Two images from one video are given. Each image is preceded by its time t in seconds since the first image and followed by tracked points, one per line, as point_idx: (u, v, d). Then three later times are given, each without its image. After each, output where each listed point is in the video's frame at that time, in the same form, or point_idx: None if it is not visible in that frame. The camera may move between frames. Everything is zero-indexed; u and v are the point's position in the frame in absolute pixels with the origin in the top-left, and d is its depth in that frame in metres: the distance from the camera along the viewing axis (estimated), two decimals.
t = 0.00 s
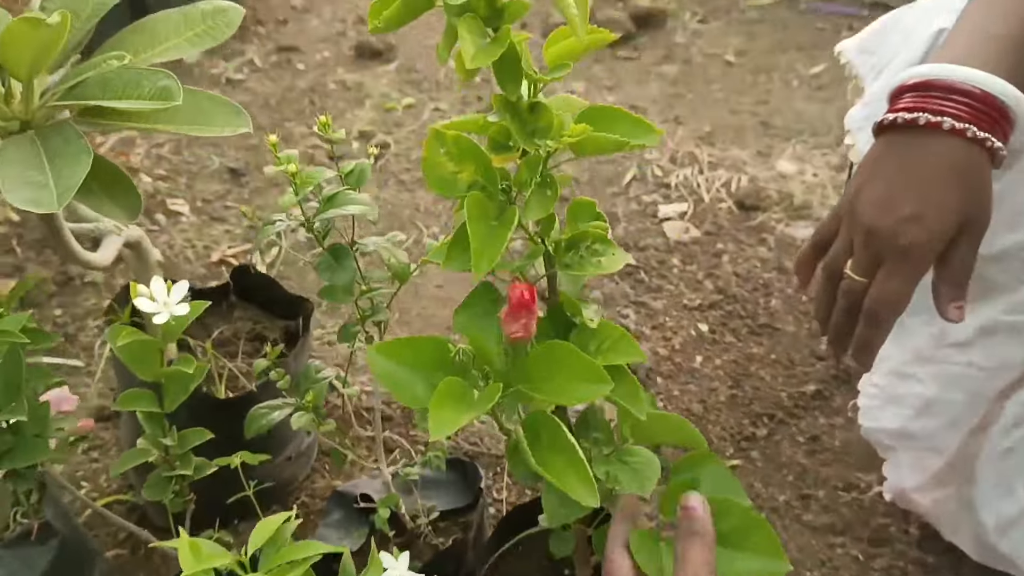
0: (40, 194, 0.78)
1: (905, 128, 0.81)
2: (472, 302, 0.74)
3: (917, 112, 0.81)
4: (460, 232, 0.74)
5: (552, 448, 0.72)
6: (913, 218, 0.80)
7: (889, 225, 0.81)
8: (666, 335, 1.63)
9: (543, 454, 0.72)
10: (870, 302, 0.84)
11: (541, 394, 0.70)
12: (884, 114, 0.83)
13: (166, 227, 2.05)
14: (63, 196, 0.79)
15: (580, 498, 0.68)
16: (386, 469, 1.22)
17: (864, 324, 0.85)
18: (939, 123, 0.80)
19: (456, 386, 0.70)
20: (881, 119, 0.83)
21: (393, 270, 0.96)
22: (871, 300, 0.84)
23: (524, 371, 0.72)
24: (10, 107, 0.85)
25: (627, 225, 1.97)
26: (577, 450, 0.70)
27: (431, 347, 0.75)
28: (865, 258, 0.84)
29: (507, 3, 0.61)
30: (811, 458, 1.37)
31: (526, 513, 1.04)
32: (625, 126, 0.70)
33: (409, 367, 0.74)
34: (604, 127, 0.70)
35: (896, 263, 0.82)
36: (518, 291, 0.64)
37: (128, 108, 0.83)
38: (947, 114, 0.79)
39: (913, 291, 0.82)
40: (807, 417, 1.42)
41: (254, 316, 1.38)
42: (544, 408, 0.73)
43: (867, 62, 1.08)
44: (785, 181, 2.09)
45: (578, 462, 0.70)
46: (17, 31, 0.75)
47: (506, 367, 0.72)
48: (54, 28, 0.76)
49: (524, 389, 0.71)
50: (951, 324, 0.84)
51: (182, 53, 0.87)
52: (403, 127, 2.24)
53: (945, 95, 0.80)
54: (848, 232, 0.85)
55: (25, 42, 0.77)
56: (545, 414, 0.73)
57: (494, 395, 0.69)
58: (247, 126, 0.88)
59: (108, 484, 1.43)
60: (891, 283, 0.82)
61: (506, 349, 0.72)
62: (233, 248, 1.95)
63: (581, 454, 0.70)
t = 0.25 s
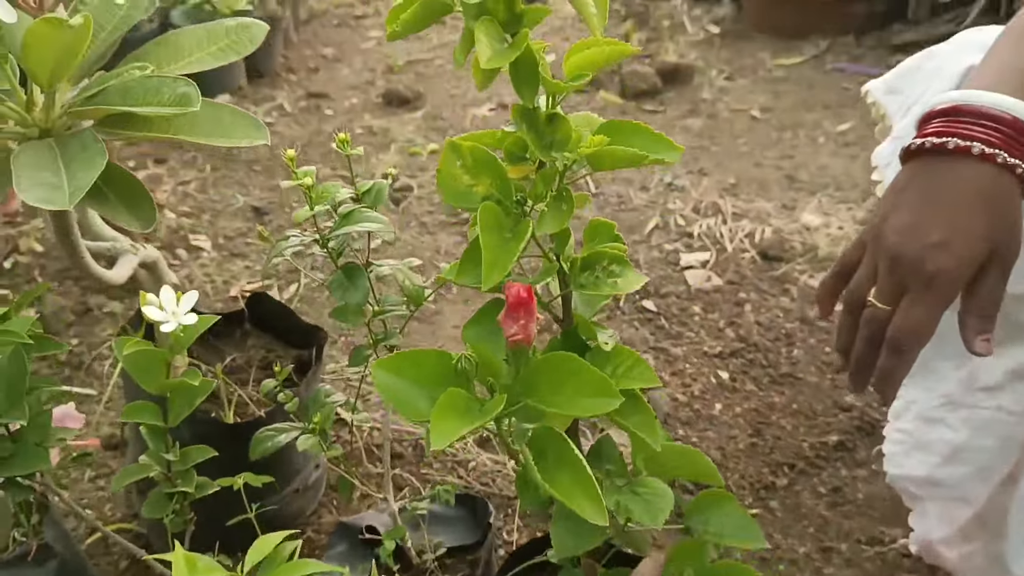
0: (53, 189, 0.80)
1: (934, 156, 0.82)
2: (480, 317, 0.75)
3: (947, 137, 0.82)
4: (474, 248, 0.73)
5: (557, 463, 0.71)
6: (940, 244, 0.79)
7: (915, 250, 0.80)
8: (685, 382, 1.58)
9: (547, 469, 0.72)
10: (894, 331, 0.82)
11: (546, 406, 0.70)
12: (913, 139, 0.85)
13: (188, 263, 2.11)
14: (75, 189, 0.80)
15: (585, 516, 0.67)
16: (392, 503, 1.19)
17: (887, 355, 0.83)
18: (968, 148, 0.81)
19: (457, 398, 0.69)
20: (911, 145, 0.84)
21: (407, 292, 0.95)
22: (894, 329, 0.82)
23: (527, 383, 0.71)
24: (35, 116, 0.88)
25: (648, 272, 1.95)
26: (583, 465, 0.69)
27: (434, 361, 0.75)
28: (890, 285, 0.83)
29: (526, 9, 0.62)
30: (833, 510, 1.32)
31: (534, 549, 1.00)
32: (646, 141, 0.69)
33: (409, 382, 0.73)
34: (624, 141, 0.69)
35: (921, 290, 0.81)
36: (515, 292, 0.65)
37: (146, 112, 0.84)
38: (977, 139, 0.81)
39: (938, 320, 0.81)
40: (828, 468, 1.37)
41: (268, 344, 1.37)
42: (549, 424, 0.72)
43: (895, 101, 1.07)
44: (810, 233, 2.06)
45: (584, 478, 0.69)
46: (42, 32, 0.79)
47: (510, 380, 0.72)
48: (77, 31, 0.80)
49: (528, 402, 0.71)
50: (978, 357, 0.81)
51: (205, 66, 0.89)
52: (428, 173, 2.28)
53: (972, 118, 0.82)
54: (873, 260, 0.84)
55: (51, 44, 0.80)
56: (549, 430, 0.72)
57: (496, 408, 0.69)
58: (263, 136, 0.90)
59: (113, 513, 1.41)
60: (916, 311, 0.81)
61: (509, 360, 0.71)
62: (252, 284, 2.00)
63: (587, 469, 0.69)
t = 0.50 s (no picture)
0: (58, 190, 0.76)
1: (953, 183, 0.82)
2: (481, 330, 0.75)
3: (966, 163, 0.81)
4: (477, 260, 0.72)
5: (554, 483, 0.69)
6: (959, 271, 0.78)
7: (932, 277, 0.79)
8: (698, 427, 1.54)
9: (544, 489, 0.69)
10: (910, 360, 0.80)
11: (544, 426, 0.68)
12: (931, 167, 0.84)
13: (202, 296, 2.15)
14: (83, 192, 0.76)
15: (581, 541, 0.65)
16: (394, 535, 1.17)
17: (903, 385, 0.81)
18: (988, 173, 0.80)
19: (454, 414, 0.68)
20: (930, 172, 0.83)
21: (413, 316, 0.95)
22: (909, 359, 0.80)
23: (525, 401, 0.69)
24: (45, 122, 0.84)
25: (663, 317, 1.93)
26: (581, 488, 0.67)
27: (431, 375, 0.73)
28: (906, 313, 0.81)
29: (533, 18, 0.63)
30: (848, 561, 1.27)
31: None
32: (653, 159, 0.68)
33: (406, 395, 0.72)
34: (631, 155, 0.68)
35: (939, 319, 0.79)
36: (511, 304, 0.63)
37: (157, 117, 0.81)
38: (997, 165, 0.80)
39: (955, 351, 0.79)
40: (844, 518, 1.33)
41: (275, 372, 1.36)
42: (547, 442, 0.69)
43: (914, 139, 1.06)
44: (828, 284, 2.04)
45: (581, 500, 0.67)
46: (58, 35, 0.75)
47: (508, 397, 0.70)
48: (94, 33, 0.77)
49: (526, 420, 0.69)
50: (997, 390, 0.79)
51: (221, 79, 0.89)
52: (444, 216, 2.30)
53: (993, 147, 0.81)
54: (889, 289, 0.83)
55: (65, 47, 0.77)
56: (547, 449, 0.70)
57: (493, 425, 0.67)
58: (275, 148, 0.88)
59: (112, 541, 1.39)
60: (933, 340, 0.79)
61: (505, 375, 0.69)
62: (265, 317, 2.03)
63: (585, 493, 0.67)
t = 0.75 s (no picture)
0: (79, 167, 0.76)
1: (966, 186, 0.83)
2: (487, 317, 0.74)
3: (977, 165, 0.82)
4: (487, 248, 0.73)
5: (558, 474, 0.67)
6: (969, 272, 0.79)
7: (943, 277, 0.80)
8: (709, 446, 1.53)
9: (548, 480, 0.67)
10: (920, 360, 0.81)
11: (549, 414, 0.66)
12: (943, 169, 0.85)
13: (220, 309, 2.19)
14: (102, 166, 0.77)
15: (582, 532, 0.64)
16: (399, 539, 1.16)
17: (913, 385, 0.82)
18: (998, 175, 0.81)
19: (457, 397, 0.65)
20: (942, 174, 0.84)
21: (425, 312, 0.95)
22: (919, 358, 0.81)
23: (530, 387, 0.67)
24: (70, 110, 0.86)
25: (677, 339, 1.93)
26: (585, 477, 0.65)
27: (436, 360, 0.71)
28: (916, 314, 0.82)
29: (545, 4, 0.65)
30: None
31: None
32: (663, 149, 0.69)
33: (409, 379, 0.69)
34: (640, 143, 0.68)
35: (949, 318, 0.80)
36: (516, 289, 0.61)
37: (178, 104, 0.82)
38: (1008, 166, 0.81)
39: (965, 351, 0.80)
40: (856, 539, 1.31)
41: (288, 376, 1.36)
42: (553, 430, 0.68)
43: (928, 152, 1.06)
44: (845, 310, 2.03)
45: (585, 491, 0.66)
46: (87, 18, 0.78)
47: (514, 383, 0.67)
48: (121, 18, 0.80)
49: (530, 408, 0.67)
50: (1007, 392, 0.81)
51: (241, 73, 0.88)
52: (462, 237, 2.32)
53: (1005, 148, 0.82)
54: (900, 289, 0.84)
55: (93, 30, 0.79)
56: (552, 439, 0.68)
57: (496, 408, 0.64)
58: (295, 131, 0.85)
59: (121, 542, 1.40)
60: (943, 340, 0.80)
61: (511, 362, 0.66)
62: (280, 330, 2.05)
63: (588, 482, 0.65)
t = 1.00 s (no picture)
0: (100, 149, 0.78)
1: (974, 189, 0.84)
2: (495, 302, 0.76)
3: (985, 167, 0.84)
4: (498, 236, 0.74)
5: (564, 456, 0.69)
6: (979, 273, 0.80)
7: (951, 278, 0.81)
8: (722, 466, 1.52)
9: (554, 460, 0.70)
10: (928, 362, 0.82)
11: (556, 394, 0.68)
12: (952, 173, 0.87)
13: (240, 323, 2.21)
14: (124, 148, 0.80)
15: (586, 509, 0.66)
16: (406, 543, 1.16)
17: (920, 389, 0.83)
18: (1007, 177, 0.83)
19: (465, 375, 0.67)
20: (951, 178, 0.86)
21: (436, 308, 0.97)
22: (927, 360, 0.82)
23: (538, 368, 0.69)
24: (96, 103, 0.89)
25: (692, 361, 1.92)
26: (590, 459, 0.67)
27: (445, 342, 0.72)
28: (924, 317, 0.83)
29: None
30: None
31: None
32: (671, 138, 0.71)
33: (418, 359, 0.71)
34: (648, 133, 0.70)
35: (957, 319, 0.81)
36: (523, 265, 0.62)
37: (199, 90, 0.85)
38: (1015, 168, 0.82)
39: (973, 352, 0.81)
40: (868, 560, 1.30)
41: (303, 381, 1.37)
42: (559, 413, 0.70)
43: (940, 165, 1.07)
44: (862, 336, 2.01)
45: (590, 471, 0.68)
46: (115, 10, 0.82)
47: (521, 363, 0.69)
48: (147, 9, 0.82)
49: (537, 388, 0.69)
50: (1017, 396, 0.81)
51: (264, 68, 0.91)
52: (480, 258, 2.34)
53: (1014, 152, 0.84)
54: (908, 292, 0.85)
55: (120, 21, 0.82)
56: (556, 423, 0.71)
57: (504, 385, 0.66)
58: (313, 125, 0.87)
59: (132, 545, 1.41)
60: (951, 341, 0.81)
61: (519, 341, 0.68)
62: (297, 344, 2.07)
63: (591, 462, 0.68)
